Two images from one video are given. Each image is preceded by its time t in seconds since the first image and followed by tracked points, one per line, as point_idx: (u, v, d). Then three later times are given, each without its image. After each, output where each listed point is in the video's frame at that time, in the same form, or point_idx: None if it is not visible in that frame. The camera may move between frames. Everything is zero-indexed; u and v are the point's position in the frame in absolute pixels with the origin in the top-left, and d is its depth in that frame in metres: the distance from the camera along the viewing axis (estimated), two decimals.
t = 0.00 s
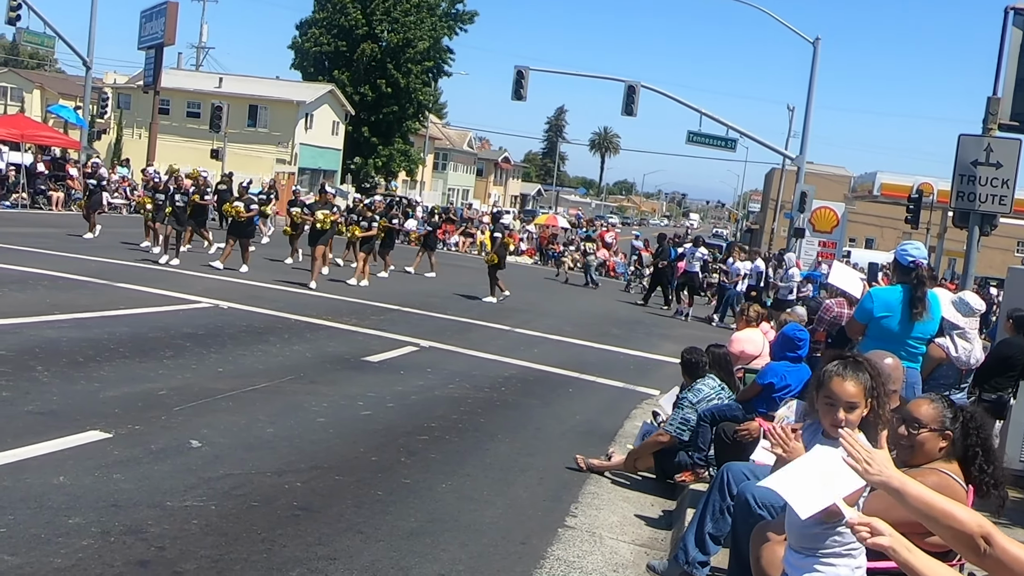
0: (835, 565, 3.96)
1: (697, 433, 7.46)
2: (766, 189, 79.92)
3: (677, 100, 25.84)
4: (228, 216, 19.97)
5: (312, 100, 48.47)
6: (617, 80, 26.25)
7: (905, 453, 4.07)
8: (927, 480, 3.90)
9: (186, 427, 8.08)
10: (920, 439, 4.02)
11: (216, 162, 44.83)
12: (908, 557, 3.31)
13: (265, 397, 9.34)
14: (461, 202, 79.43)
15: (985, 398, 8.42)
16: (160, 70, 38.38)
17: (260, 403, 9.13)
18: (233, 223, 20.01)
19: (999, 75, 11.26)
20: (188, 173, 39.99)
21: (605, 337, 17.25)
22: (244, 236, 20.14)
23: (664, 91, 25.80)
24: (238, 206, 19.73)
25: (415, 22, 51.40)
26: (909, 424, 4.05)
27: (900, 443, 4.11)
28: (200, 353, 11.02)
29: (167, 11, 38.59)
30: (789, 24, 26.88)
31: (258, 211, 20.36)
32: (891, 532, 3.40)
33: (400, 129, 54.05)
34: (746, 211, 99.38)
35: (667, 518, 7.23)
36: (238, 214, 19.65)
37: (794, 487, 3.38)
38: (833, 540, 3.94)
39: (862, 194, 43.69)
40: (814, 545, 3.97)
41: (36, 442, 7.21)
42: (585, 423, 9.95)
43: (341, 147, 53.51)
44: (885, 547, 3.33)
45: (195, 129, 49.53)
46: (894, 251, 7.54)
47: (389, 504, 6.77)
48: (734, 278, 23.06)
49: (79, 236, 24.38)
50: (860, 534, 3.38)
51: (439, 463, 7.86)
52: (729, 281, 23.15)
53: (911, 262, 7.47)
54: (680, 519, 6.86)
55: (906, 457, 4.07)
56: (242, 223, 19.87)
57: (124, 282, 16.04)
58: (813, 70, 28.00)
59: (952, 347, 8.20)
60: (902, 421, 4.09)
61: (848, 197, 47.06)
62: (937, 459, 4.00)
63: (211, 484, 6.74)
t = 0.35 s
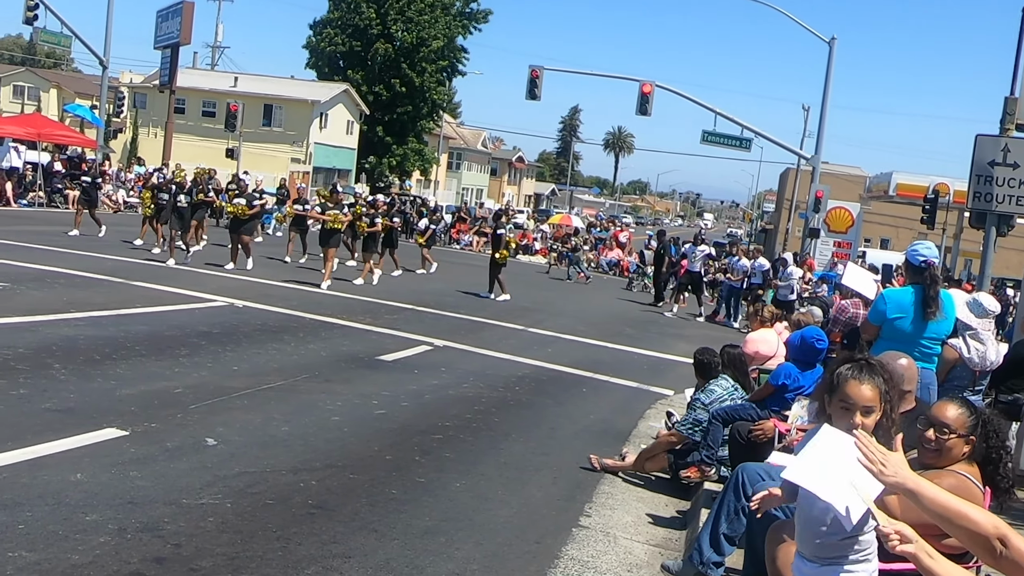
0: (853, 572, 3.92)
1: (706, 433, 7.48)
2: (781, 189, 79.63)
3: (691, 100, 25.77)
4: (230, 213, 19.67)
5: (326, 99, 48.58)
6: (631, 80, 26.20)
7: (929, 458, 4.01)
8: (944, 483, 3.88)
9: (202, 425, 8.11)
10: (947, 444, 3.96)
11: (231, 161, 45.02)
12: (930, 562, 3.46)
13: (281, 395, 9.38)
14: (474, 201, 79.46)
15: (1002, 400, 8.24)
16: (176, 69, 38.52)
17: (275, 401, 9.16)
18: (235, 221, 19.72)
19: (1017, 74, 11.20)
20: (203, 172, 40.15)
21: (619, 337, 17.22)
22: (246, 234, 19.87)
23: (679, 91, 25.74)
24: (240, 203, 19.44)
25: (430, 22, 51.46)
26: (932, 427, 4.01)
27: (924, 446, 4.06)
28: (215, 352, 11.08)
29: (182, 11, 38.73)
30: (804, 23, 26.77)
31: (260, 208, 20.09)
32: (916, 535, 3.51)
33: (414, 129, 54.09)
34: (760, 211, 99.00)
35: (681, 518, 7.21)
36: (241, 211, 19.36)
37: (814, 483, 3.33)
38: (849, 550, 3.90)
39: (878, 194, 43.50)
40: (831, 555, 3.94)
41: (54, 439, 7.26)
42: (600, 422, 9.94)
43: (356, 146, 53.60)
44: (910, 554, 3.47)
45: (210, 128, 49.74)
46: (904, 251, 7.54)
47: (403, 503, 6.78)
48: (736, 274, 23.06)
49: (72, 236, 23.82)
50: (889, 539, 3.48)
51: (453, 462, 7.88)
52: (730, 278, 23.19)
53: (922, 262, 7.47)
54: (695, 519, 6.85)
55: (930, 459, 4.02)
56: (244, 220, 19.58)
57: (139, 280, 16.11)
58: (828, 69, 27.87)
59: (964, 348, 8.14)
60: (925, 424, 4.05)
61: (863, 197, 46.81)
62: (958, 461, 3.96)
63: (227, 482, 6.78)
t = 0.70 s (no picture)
0: None
1: (722, 435, 7.50)
2: (795, 190, 79.43)
3: (705, 101, 25.71)
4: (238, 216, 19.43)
5: (341, 100, 48.70)
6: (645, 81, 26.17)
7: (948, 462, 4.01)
8: (959, 486, 3.87)
9: (216, 425, 8.15)
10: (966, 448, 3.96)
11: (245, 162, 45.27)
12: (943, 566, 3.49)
13: (295, 396, 9.41)
14: (488, 202, 79.55)
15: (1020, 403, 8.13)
16: (191, 70, 38.65)
17: (290, 401, 9.20)
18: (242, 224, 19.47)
19: None
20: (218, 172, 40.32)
21: (632, 339, 17.21)
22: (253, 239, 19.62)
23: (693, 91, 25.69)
24: (249, 206, 19.23)
25: (444, 23, 51.52)
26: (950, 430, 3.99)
27: (942, 448, 4.05)
28: (230, 352, 11.12)
29: (198, 13, 38.86)
30: (819, 24, 26.68)
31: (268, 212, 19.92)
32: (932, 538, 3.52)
33: (428, 130, 54.16)
34: (775, 212, 98.74)
35: (694, 520, 7.20)
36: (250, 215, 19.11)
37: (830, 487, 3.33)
38: (861, 560, 3.89)
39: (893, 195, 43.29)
40: (842, 562, 3.92)
41: (69, 439, 7.29)
42: (613, 424, 9.93)
43: (369, 147, 53.71)
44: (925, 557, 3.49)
45: (225, 129, 49.97)
46: (915, 252, 7.50)
47: (417, 503, 6.80)
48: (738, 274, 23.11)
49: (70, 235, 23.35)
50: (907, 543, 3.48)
51: (467, 463, 7.89)
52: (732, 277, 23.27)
53: (934, 263, 7.43)
54: (709, 521, 6.85)
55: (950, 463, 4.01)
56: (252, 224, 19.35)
57: (154, 281, 16.18)
58: (844, 70, 27.76)
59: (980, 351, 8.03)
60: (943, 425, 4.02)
61: (878, 198, 46.63)
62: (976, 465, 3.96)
63: (241, 482, 6.80)
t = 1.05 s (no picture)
0: None
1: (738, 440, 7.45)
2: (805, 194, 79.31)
3: (714, 105, 25.70)
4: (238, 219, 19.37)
5: (349, 106, 48.81)
6: (654, 85, 26.16)
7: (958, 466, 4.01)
8: (974, 490, 3.87)
9: (228, 430, 8.17)
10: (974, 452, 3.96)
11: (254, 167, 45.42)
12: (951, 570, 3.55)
13: (305, 401, 9.43)
14: (497, 207, 79.65)
15: None
16: (200, 76, 38.74)
17: (300, 406, 9.22)
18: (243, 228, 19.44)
19: None
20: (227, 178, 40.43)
21: (641, 343, 17.21)
22: (254, 242, 19.58)
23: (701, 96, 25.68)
24: (249, 209, 19.14)
25: (452, 28, 51.61)
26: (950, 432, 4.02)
27: (956, 451, 4.05)
28: (240, 357, 11.15)
29: (207, 19, 38.97)
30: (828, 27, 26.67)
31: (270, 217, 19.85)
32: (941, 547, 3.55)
33: (436, 135, 54.24)
34: (784, 215, 98.66)
35: (705, 525, 7.20)
36: (249, 218, 19.01)
37: (827, 484, 3.54)
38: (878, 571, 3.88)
39: (902, 198, 43.19)
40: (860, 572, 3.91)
41: (81, 445, 7.32)
42: (622, 428, 9.93)
43: (378, 152, 53.79)
44: (933, 564, 3.52)
45: (233, 135, 50.12)
46: (925, 256, 7.47)
47: (428, 508, 6.81)
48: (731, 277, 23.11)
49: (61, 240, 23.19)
50: (913, 552, 3.51)
51: (478, 468, 7.90)
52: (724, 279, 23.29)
53: (943, 267, 7.39)
54: (720, 525, 6.85)
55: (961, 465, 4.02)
56: (252, 228, 19.30)
57: (165, 286, 16.23)
58: (853, 73, 27.72)
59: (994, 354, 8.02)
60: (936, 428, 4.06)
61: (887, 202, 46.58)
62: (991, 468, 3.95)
63: (253, 487, 6.82)
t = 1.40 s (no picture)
0: None
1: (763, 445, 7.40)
2: (825, 198, 79.09)
3: (734, 109, 25.68)
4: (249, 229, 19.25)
5: (369, 112, 49.00)
6: (673, 89, 26.15)
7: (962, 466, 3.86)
8: (998, 495, 3.76)
9: (250, 435, 8.22)
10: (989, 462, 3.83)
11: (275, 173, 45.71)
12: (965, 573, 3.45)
13: (327, 406, 9.46)
14: (516, 212, 79.77)
15: None
16: (221, 83, 38.98)
17: (322, 411, 9.25)
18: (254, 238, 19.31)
19: None
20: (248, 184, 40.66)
21: (661, 348, 17.17)
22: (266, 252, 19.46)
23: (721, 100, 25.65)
24: (260, 218, 19.02)
25: (471, 34, 51.82)
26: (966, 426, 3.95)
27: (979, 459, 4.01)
28: (262, 363, 11.20)
29: (228, 26, 39.22)
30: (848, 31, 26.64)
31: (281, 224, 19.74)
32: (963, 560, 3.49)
33: (456, 140, 54.39)
34: (804, 219, 98.29)
35: (728, 530, 7.18)
36: (260, 228, 18.87)
37: (849, 459, 3.60)
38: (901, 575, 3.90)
39: (923, 202, 42.96)
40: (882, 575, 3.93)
41: (106, 449, 7.38)
42: (643, 433, 9.91)
43: (397, 158, 53.97)
44: None
45: (254, 142, 50.44)
46: (950, 261, 7.46)
47: (450, 513, 6.82)
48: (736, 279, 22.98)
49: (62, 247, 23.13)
50: (930, 566, 3.52)
51: (499, 472, 7.91)
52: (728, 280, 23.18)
53: (970, 270, 7.39)
54: (742, 531, 6.83)
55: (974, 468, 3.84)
56: (263, 237, 19.16)
57: (188, 293, 16.32)
58: (873, 76, 27.65)
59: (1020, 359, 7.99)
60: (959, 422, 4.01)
61: (908, 205, 46.33)
62: (1012, 475, 3.83)
63: (276, 492, 6.85)
